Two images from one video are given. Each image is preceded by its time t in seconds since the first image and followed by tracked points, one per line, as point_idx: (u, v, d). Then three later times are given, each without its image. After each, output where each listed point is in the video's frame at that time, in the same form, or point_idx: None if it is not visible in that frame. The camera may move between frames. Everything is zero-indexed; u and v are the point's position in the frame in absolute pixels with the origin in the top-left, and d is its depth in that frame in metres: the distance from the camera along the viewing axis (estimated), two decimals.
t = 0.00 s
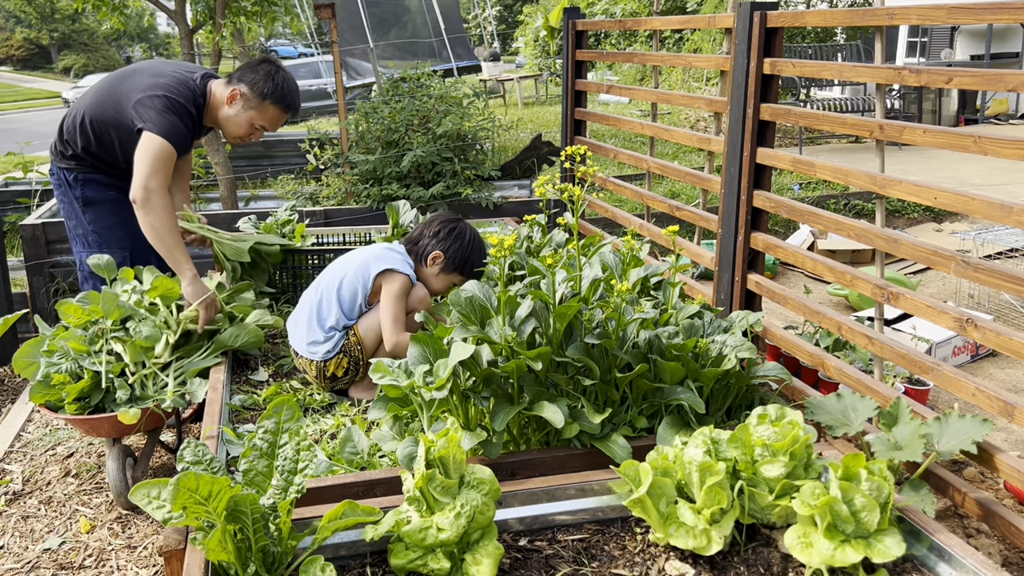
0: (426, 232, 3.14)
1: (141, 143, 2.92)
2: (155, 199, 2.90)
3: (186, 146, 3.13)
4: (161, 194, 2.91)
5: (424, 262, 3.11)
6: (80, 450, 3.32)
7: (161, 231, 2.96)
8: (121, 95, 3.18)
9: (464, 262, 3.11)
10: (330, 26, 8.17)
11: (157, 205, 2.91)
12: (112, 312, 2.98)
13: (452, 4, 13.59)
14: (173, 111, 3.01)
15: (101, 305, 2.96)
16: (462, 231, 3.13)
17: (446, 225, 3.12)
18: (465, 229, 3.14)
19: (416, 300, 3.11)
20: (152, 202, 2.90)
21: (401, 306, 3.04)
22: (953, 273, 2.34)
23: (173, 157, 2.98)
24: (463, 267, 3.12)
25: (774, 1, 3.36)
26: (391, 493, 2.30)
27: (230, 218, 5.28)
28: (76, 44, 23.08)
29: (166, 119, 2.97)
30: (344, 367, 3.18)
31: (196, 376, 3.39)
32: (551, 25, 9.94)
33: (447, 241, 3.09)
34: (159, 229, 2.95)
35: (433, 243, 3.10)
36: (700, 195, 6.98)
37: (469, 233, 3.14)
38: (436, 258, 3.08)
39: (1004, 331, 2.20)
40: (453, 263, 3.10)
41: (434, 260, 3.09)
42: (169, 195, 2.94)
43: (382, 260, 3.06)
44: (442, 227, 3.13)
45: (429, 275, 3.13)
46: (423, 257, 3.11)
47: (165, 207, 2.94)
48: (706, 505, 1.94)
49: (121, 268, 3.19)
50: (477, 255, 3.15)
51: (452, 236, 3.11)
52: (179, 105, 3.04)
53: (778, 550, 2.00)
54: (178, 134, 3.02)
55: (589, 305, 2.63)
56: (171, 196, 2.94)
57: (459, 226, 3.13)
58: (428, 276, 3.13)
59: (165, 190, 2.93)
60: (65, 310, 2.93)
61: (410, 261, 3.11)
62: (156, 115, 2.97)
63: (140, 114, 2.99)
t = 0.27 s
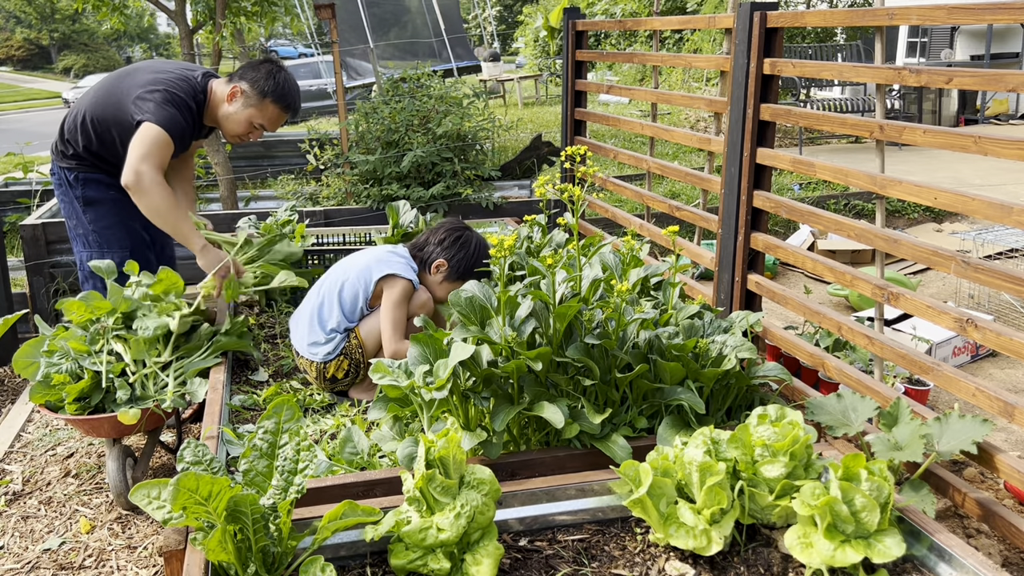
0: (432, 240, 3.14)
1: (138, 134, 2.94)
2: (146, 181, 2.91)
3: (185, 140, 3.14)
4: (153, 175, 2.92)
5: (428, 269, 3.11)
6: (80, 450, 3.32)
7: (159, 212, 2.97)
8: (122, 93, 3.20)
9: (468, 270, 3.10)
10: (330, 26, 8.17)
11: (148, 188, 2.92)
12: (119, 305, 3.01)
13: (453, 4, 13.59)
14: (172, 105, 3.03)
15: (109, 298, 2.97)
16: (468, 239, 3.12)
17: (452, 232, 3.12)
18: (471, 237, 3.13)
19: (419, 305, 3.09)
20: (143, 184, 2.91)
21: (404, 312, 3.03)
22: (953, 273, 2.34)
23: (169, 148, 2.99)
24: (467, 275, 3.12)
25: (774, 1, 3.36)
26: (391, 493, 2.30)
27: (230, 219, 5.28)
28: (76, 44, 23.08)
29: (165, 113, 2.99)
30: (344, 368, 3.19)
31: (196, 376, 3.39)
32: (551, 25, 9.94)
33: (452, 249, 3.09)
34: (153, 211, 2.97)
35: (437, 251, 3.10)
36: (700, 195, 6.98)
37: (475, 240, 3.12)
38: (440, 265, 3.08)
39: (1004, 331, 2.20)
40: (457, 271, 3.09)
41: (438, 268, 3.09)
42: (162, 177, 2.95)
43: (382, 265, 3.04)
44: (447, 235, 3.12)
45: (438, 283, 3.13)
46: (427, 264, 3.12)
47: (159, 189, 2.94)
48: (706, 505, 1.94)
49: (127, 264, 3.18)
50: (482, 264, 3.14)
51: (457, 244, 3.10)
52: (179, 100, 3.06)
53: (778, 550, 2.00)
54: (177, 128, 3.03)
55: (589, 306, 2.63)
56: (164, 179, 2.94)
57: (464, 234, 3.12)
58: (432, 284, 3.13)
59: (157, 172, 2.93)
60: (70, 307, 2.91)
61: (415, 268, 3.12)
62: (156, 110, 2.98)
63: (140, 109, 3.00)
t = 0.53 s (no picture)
0: (440, 243, 3.15)
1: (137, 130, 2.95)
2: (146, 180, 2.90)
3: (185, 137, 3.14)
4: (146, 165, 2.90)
5: (437, 274, 3.10)
6: (80, 451, 3.32)
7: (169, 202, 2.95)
8: (121, 91, 3.21)
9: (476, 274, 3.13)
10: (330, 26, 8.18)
11: (144, 182, 2.89)
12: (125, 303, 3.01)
13: (452, 5, 13.59)
14: (171, 101, 3.04)
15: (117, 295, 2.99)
16: (476, 244, 3.16)
17: (460, 237, 3.13)
18: (479, 242, 3.16)
19: (426, 308, 3.09)
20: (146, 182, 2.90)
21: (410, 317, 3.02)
22: (953, 273, 2.34)
23: (169, 144, 2.99)
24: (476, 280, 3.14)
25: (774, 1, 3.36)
26: (391, 494, 2.30)
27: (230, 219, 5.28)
28: (76, 45, 23.13)
29: (164, 108, 3.00)
30: (346, 367, 3.18)
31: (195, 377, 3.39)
32: (551, 25, 9.94)
33: (462, 254, 3.11)
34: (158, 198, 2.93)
35: (447, 255, 3.11)
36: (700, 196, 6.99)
37: (482, 245, 3.16)
38: (451, 270, 3.08)
39: (1004, 332, 2.20)
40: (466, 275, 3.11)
41: (448, 272, 3.08)
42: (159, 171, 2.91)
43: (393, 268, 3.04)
44: (455, 240, 3.14)
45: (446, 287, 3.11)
46: (436, 269, 3.11)
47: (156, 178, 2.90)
48: (706, 506, 1.94)
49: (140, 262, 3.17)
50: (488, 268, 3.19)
51: (465, 249, 3.12)
52: (179, 96, 3.07)
53: (778, 551, 2.00)
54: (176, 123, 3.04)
55: (588, 306, 2.63)
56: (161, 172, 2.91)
57: (471, 239, 3.15)
58: (440, 288, 3.12)
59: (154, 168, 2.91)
60: (70, 308, 2.94)
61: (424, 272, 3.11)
62: (155, 105, 2.99)
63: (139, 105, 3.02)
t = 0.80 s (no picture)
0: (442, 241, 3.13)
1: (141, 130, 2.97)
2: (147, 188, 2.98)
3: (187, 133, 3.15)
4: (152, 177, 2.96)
5: (441, 271, 3.09)
6: (80, 450, 3.32)
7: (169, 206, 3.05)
8: (122, 87, 3.21)
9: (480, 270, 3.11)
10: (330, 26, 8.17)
11: (147, 192, 2.97)
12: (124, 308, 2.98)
13: (452, 5, 13.59)
14: (172, 96, 3.04)
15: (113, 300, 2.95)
16: (478, 238, 3.12)
17: (462, 234, 3.11)
18: (481, 236, 3.12)
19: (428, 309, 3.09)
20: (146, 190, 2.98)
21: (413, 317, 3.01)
22: (953, 273, 2.34)
23: (169, 144, 3.00)
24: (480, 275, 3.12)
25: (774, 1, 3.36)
26: (391, 494, 2.30)
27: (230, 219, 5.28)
28: (76, 44, 23.12)
29: (165, 104, 3.00)
30: (346, 365, 3.18)
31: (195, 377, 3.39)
32: (551, 25, 9.94)
33: (464, 250, 3.08)
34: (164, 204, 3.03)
35: (450, 252, 3.09)
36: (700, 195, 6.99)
37: (485, 240, 3.13)
38: (454, 268, 3.06)
39: (1004, 331, 2.20)
40: (470, 271, 3.09)
41: (452, 270, 3.07)
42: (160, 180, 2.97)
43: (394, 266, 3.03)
44: (457, 236, 3.11)
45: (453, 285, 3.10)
46: (440, 267, 3.09)
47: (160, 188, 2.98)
48: (706, 505, 1.94)
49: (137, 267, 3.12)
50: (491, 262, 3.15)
51: (468, 245, 3.09)
52: (180, 92, 3.06)
53: (778, 550, 2.00)
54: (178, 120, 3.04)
55: (589, 306, 2.63)
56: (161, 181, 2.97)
57: (473, 233, 3.12)
58: (445, 285, 3.11)
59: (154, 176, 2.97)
60: (69, 310, 2.93)
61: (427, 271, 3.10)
62: (156, 104, 2.99)
63: (140, 104, 3.02)
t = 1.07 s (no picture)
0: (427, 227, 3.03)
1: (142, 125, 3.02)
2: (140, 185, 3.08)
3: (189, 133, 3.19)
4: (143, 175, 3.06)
5: (436, 261, 3.01)
6: (80, 451, 3.32)
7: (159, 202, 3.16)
8: (127, 85, 3.23)
9: (474, 248, 2.99)
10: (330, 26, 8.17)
11: (137, 187, 3.07)
12: (124, 306, 3.00)
13: (452, 5, 13.58)
14: (179, 95, 3.08)
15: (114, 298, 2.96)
16: (463, 214, 2.99)
17: (446, 216, 2.99)
18: (468, 214, 3.00)
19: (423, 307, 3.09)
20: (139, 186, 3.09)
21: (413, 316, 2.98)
22: (953, 273, 2.34)
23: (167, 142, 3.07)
24: (475, 251, 2.99)
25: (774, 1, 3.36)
26: (391, 494, 2.30)
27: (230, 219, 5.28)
28: (76, 44, 23.13)
29: (172, 103, 3.05)
30: (343, 362, 3.19)
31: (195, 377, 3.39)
32: (550, 25, 9.94)
33: (450, 232, 2.97)
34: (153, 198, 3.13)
35: (438, 239, 2.99)
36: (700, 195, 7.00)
37: (471, 215, 3.00)
38: (446, 254, 2.96)
39: (1004, 332, 2.20)
40: (464, 252, 2.98)
41: (445, 257, 2.97)
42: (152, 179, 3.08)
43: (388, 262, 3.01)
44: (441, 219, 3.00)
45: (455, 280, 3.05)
46: (433, 254, 3.00)
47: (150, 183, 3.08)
48: (706, 505, 1.94)
49: (137, 265, 3.15)
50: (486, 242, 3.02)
51: (453, 225, 2.98)
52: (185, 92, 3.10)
53: (778, 550, 2.00)
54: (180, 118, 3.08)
55: (589, 306, 2.63)
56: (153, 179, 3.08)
57: (457, 212, 2.99)
58: (444, 273, 3.03)
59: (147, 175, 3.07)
60: (70, 310, 2.91)
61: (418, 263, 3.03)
62: (160, 100, 3.04)
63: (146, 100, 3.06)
